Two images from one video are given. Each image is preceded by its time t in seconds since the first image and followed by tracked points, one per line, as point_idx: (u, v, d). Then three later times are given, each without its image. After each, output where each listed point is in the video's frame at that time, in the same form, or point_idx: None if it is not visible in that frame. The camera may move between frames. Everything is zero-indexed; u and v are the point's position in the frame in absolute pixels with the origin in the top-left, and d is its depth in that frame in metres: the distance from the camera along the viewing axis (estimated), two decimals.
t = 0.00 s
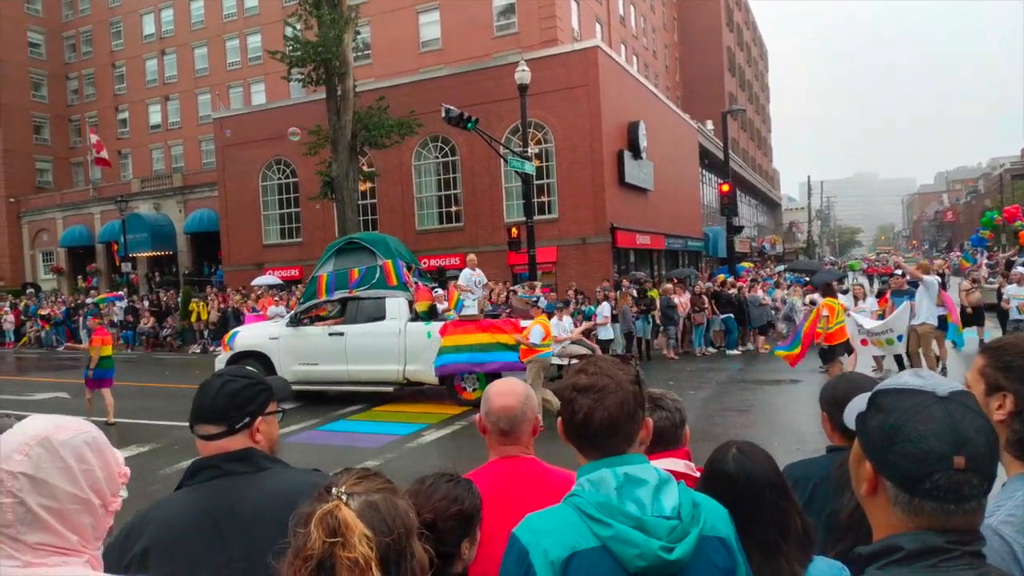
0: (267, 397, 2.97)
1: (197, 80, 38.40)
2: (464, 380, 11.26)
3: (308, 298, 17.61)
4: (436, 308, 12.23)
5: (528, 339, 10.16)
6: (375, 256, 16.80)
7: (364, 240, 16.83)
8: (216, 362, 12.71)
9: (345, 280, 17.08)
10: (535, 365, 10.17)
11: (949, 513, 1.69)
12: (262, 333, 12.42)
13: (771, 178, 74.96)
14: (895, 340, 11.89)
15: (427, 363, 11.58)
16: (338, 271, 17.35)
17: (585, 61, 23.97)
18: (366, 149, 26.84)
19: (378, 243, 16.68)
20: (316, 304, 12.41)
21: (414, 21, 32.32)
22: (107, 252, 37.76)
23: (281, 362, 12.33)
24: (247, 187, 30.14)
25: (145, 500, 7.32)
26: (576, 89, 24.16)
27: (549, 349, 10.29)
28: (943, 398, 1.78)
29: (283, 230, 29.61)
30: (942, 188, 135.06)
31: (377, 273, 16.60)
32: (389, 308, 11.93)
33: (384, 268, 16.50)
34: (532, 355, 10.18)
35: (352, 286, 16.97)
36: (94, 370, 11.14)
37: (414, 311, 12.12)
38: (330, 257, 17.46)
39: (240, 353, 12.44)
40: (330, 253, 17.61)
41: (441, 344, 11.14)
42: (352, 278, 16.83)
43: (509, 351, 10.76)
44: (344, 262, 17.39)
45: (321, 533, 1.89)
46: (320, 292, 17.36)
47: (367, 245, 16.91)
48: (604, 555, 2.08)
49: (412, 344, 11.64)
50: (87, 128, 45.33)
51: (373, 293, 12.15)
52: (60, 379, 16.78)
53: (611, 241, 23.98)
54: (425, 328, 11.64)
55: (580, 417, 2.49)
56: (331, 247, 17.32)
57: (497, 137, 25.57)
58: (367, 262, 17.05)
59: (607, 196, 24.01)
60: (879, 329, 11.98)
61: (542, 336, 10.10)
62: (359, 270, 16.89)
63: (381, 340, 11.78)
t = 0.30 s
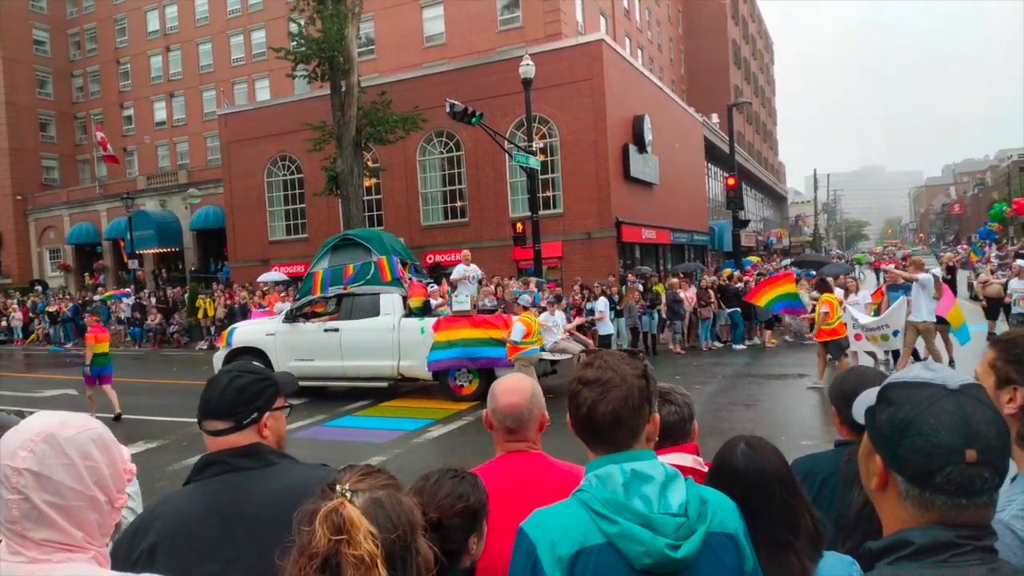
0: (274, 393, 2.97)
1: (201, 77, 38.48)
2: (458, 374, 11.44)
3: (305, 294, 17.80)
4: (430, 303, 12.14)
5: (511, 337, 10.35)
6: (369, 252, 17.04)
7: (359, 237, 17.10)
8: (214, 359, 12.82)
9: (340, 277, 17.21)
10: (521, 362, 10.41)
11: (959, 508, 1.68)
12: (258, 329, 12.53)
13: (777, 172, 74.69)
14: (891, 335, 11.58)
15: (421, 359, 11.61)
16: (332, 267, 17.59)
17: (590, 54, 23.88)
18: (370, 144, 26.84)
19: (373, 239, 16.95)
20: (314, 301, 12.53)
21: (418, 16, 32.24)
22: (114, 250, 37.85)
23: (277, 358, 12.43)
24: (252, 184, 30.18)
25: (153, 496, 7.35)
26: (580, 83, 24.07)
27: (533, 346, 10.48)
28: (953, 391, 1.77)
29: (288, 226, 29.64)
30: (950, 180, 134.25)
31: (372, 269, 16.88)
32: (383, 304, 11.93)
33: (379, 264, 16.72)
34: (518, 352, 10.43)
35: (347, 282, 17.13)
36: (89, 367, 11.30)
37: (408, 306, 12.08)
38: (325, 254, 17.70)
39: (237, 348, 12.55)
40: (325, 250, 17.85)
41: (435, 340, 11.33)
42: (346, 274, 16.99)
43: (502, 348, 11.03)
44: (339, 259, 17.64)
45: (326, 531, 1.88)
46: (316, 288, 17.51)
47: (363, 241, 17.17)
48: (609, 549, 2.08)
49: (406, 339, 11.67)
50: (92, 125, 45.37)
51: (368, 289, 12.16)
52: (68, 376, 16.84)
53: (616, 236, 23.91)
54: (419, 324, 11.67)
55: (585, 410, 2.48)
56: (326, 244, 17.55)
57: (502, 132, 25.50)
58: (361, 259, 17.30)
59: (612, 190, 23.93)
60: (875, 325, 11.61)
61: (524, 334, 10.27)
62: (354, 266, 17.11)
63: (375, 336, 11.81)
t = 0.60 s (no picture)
0: (280, 395, 2.96)
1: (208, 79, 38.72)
2: (451, 376, 11.52)
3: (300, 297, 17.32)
4: (423, 307, 12.19)
5: (498, 336, 10.71)
6: (364, 254, 16.91)
7: (354, 239, 17.01)
8: (212, 362, 12.88)
9: (336, 280, 16.87)
10: (505, 363, 10.79)
11: (965, 513, 1.66)
12: (255, 332, 12.60)
13: (783, 173, 74.47)
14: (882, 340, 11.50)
15: (414, 360, 11.63)
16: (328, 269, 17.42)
17: (596, 56, 23.86)
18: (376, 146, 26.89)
19: (368, 241, 16.89)
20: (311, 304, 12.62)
21: (423, 18, 32.30)
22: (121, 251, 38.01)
23: (273, 361, 12.49)
24: (258, 186, 30.27)
25: (159, 498, 7.37)
26: (586, 85, 24.07)
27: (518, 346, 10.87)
28: (961, 393, 1.75)
29: (294, 228, 29.72)
30: (958, 181, 133.59)
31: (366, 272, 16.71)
32: (377, 306, 11.97)
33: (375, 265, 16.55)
34: (502, 353, 10.79)
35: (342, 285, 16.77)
36: (83, 368, 11.44)
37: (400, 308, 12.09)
38: (320, 257, 17.57)
39: (234, 351, 12.64)
40: (320, 253, 17.72)
41: (428, 340, 11.49)
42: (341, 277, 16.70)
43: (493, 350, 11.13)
44: (335, 261, 17.54)
45: (329, 535, 1.88)
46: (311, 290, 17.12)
47: (357, 244, 17.08)
48: (614, 552, 2.07)
49: (400, 341, 11.69)
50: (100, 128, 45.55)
51: (361, 291, 12.19)
52: (75, 378, 16.91)
53: (622, 237, 23.88)
54: (412, 326, 11.69)
55: (591, 413, 2.46)
56: (322, 246, 17.43)
57: (507, 133, 25.51)
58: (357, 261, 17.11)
59: (617, 191, 23.91)
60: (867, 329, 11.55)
61: (511, 334, 10.66)
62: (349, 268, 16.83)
63: (369, 338, 11.84)
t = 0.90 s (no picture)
0: (282, 397, 2.97)
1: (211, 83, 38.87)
2: (440, 377, 11.59)
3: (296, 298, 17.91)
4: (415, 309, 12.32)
5: (486, 338, 9.80)
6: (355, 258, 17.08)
7: (345, 243, 17.14)
8: (206, 364, 12.98)
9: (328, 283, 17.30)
10: (492, 366, 9.85)
11: (971, 513, 1.66)
12: (249, 334, 12.69)
13: (787, 175, 74.39)
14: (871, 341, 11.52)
15: (404, 362, 11.69)
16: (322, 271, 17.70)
17: (598, 58, 23.86)
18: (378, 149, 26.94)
19: (359, 245, 17.03)
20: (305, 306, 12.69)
21: (426, 21, 32.34)
22: (124, 254, 38.08)
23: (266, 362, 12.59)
24: (262, 188, 30.34)
25: (161, 501, 7.37)
26: (588, 87, 24.09)
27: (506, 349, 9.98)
28: (964, 395, 1.75)
29: (297, 231, 29.77)
30: (962, 183, 133.24)
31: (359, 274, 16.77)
32: (368, 308, 12.05)
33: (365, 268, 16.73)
34: (490, 355, 9.85)
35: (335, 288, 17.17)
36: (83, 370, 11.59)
37: (393, 311, 12.22)
38: (314, 259, 17.82)
39: (228, 353, 12.74)
40: (314, 255, 17.95)
41: (419, 342, 11.52)
42: (334, 280, 17.07)
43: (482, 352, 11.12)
44: (329, 263, 17.75)
45: (335, 533, 1.88)
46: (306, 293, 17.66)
47: (349, 247, 17.22)
48: (622, 552, 2.08)
49: (390, 343, 11.75)
50: (103, 131, 45.65)
51: (353, 294, 12.27)
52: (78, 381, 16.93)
53: (624, 239, 23.87)
54: (402, 328, 11.75)
55: (601, 413, 2.46)
56: (315, 248, 17.63)
57: (510, 135, 25.52)
58: (349, 264, 17.32)
59: (620, 193, 23.90)
60: (855, 331, 11.54)
61: (500, 336, 9.75)
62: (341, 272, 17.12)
63: (359, 340, 11.92)
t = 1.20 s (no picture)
0: (281, 391, 2.97)
1: (209, 77, 38.84)
2: (426, 370, 11.65)
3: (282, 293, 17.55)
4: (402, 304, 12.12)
5: (464, 334, 9.77)
6: (344, 253, 17.22)
7: (334, 238, 17.33)
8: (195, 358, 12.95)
9: (316, 278, 17.29)
10: (472, 361, 9.77)
11: (972, 503, 1.67)
12: (237, 329, 12.71)
13: (786, 168, 74.33)
14: (858, 336, 11.65)
15: (391, 357, 11.79)
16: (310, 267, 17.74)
17: (596, 51, 23.80)
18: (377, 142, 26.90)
19: (348, 240, 17.22)
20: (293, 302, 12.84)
21: (424, 14, 32.25)
22: (123, 249, 38.04)
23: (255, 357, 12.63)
24: (260, 182, 30.30)
25: (162, 495, 7.39)
26: (587, 80, 24.05)
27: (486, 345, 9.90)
28: (966, 385, 1.75)
29: (296, 225, 29.73)
30: (961, 175, 133.17)
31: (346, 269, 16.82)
32: (356, 303, 12.11)
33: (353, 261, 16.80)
34: (469, 349, 9.78)
35: (323, 283, 17.16)
36: (76, 364, 11.84)
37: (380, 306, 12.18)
38: (302, 255, 17.87)
39: (218, 348, 12.75)
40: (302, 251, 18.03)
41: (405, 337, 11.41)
42: (322, 275, 17.08)
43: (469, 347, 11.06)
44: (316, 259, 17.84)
45: (340, 521, 1.88)
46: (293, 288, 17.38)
47: (338, 242, 17.41)
48: (629, 542, 2.11)
49: (377, 337, 11.83)
50: (101, 125, 45.54)
51: (340, 289, 12.35)
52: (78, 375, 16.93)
53: (623, 232, 23.86)
54: (389, 323, 11.84)
55: (610, 404, 2.45)
56: (303, 244, 17.72)
57: (509, 129, 25.49)
58: (337, 259, 17.41)
59: (619, 186, 23.87)
60: (843, 325, 11.70)
61: (478, 332, 9.72)
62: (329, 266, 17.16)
63: (347, 335, 11.99)
